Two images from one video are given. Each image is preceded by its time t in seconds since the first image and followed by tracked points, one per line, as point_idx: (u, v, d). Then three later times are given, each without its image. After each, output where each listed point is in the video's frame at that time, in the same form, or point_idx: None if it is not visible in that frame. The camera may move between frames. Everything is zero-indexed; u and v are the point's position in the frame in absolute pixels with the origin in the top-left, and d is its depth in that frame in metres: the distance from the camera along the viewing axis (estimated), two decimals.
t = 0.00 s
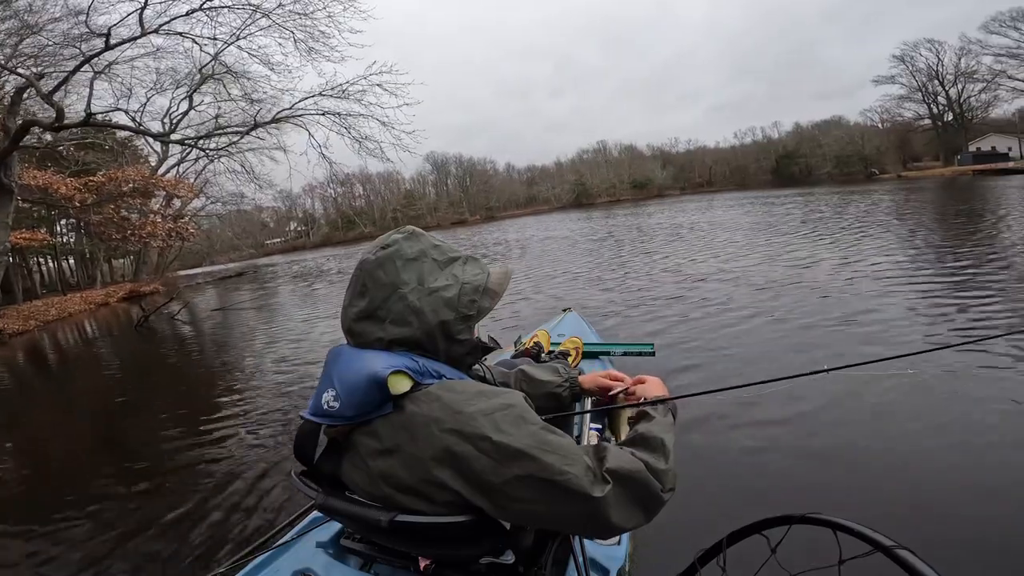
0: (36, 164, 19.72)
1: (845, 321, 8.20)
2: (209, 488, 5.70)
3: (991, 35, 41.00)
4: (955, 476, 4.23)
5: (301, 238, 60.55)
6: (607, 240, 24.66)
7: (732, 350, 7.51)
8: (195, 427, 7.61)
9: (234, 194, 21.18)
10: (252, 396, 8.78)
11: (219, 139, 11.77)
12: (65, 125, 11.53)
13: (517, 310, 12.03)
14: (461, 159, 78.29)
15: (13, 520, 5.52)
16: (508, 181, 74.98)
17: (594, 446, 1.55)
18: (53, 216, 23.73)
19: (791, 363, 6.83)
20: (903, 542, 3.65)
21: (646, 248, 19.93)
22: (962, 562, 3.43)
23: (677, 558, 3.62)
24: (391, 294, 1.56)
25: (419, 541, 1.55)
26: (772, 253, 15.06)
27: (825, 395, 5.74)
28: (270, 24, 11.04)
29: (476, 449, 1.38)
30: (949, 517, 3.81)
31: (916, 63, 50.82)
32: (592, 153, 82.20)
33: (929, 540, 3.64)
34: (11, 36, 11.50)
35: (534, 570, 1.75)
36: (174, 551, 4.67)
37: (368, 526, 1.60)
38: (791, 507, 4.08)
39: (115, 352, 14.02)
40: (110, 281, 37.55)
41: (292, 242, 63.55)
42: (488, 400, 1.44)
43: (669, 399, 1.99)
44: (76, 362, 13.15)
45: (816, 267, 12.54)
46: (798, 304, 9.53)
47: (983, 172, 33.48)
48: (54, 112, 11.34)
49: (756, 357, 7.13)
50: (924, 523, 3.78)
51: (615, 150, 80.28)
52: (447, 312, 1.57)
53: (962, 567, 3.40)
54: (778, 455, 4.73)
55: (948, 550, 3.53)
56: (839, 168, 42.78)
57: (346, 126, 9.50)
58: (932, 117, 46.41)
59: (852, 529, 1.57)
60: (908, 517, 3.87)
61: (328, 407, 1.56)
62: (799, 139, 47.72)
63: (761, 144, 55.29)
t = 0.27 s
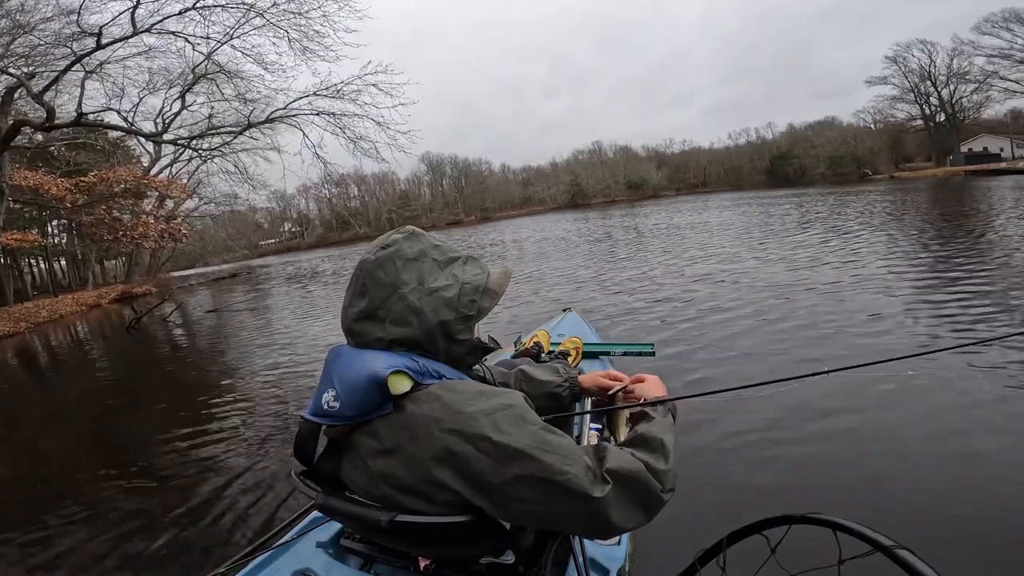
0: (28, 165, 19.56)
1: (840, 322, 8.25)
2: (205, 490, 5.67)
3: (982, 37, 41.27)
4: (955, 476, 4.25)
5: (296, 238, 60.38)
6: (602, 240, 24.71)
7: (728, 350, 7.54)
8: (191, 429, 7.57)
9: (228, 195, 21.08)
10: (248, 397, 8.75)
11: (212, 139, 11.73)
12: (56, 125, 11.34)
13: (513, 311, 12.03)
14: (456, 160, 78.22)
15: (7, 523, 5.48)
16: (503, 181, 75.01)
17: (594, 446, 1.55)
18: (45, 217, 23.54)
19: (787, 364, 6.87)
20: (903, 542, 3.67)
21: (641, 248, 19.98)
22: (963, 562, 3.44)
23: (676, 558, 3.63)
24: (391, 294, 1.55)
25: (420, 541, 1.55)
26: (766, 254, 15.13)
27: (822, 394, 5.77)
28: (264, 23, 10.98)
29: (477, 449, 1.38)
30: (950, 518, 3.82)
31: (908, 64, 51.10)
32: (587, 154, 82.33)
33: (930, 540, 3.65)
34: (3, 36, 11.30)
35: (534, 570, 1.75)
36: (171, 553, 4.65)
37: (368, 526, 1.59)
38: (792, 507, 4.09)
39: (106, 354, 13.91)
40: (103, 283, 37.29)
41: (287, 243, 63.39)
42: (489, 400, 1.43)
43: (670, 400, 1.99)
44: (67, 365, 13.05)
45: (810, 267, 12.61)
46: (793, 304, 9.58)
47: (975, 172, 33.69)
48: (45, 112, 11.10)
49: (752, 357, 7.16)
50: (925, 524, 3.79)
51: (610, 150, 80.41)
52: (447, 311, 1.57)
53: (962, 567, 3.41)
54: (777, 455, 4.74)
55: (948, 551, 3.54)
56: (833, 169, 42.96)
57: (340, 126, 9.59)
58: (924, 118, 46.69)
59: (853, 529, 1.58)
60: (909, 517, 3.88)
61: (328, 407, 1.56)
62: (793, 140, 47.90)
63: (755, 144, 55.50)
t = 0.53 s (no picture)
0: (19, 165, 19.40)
1: (835, 322, 8.30)
2: (201, 493, 5.65)
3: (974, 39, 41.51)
4: (953, 475, 4.28)
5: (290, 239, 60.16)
6: (596, 241, 24.76)
7: (724, 351, 7.57)
8: (186, 431, 7.54)
9: (221, 195, 20.99)
10: (243, 399, 8.73)
11: (205, 139, 11.67)
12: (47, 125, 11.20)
13: (509, 311, 12.04)
14: (451, 160, 78.14)
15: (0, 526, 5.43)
16: (498, 182, 75.03)
17: (594, 449, 1.55)
18: (36, 218, 23.35)
19: (783, 364, 6.90)
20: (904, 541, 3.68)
21: (635, 249, 20.03)
22: (963, 561, 3.46)
23: (676, 558, 3.64)
24: (391, 294, 1.55)
25: (420, 541, 1.55)
26: (760, 255, 15.20)
27: (818, 394, 5.80)
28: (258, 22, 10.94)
29: (477, 450, 1.38)
30: (949, 517, 3.85)
31: (901, 65, 51.35)
32: (581, 155, 82.44)
33: (930, 540, 3.67)
34: None
35: (534, 570, 1.76)
36: (167, 555, 4.64)
37: (368, 526, 1.59)
38: (792, 507, 4.11)
39: (97, 356, 13.82)
40: (95, 283, 37.03)
41: (281, 244, 63.21)
42: (489, 401, 1.43)
43: (672, 401, 2.00)
44: (58, 367, 12.95)
45: (804, 268, 12.68)
46: (787, 305, 9.62)
47: (966, 173, 33.89)
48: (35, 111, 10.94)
49: (748, 358, 7.19)
50: (925, 523, 3.81)
51: (605, 151, 80.54)
52: (447, 312, 1.57)
53: (963, 566, 3.43)
54: (776, 455, 4.76)
55: (948, 551, 3.56)
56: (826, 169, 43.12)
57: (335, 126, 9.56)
58: (916, 119, 46.91)
59: (852, 529, 1.59)
60: (909, 517, 3.89)
61: (327, 407, 1.56)
62: (787, 140, 48.08)
63: (749, 145, 55.70)
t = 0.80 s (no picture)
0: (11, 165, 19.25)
1: (830, 323, 8.35)
2: (198, 495, 5.63)
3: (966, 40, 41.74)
4: (952, 476, 4.30)
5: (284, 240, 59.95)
6: (592, 241, 24.78)
7: (721, 352, 7.59)
8: (181, 433, 7.51)
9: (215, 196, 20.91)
10: (239, 401, 8.69)
11: (198, 139, 11.60)
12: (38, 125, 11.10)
13: (505, 312, 12.04)
14: (446, 161, 78.09)
15: None
16: (493, 183, 75.03)
17: (593, 454, 1.55)
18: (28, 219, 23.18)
19: (779, 365, 6.93)
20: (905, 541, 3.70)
21: (631, 249, 20.06)
22: (965, 561, 3.48)
23: (676, 558, 3.64)
24: (391, 294, 1.55)
25: (419, 543, 1.55)
26: (755, 255, 15.25)
27: (814, 395, 5.82)
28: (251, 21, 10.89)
29: (476, 453, 1.38)
30: (950, 517, 3.87)
31: (894, 66, 51.61)
32: (576, 155, 82.53)
33: (931, 540, 3.68)
34: None
35: (533, 571, 1.75)
36: (164, 559, 4.61)
37: (368, 526, 1.59)
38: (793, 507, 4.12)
39: (89, 358, 13.73)
40: (87, 285, 36.81)
41: (275, 245, 62.98)
42: (490, 403, 1.43)
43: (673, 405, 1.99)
44: (49, 369, 12.86)
45: (799, 268, 12.74)
46: (783, 305, 9.67)
47: (959, 174, 34.08)
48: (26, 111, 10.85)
49: (745, 359, 7.22)
50: (926, 524, 3.83)
51: (600, 151, 80.66)
52: (447, 312, 1.57)
53: (964, 566, 3.45)
54: (776, 456, 4.77)
55: (949, 551, 3.58)
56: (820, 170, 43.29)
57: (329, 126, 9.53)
58: (909, 119, 47.13)
59: (853, 530, 1.59)
60: (910, 518, 3.91)
61: (327, 408, 1.56)
62: (781, 141, 48.25)
63: (743, 146, 55.88)
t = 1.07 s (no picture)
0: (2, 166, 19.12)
1: (826, 324, 8.38)
2: (194, 498, 5.61)
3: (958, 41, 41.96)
4: (951, 475, 4.32)
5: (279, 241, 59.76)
6: (587, 242, 24.82)
7: (717, 352, 7.62)
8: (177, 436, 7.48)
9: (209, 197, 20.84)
10: (235, 403, 8.66)
11: (191, 139, 11.56)
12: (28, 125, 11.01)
13: (501, 313, 12.05)
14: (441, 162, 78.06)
15: None
16: (488, 183, 75.03)
17: (592, 456, 1.56)
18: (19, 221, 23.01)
19: (776, 366, 6.95)
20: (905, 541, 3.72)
21: (626, 250, 20.10)
22: (964, 561, 3.50)
23: (676, 558, 3.65)
24: (391, 295, 1.55)
25: (419, 542, 1.55)
26: (750, 256, 15.31)
27: (811, 395, 5.85)
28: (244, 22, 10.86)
29: (476, 454, 1.38)
30: (950, 517, 3.89)
31: (887, 67, 51.87)
32: (571, 156, 82.64)
33: (930, 540, 3.70)
34: None
35: (533, 571, 1.75)
36: (161, 562, 4.60)
37: (368, 526, 1.58)
38: (793, 507, 4.13)
39: (81, 361, 13.64)
40: (79, 287, 36.59)
41: (270, 245, 62.79)
42: (490, 404, 1.43)
43: (674, 409, 1.98)
44: (40, 372, 12.77)
45: (793, 269, 12.80)
46: (778, 306, 9.71)
47: (951, 174, 34.27)
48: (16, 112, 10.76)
49: (741, 359, 7.25)
50: (926, 524, 3.85)
51: (595, 152, 80.78)
52: (446, 312, 1.57)
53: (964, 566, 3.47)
54: (775, 456, 4.79)
55: (949, 550, 3.60)
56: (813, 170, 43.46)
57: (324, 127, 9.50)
58: (901, 120, 47.36)
59: (853, 529, 1.60)
60: (910, 518, 3.93)
61: (327, 407, 1.55)
62: (775, 142, 48.43)
63: (737, 146, 56.07)
